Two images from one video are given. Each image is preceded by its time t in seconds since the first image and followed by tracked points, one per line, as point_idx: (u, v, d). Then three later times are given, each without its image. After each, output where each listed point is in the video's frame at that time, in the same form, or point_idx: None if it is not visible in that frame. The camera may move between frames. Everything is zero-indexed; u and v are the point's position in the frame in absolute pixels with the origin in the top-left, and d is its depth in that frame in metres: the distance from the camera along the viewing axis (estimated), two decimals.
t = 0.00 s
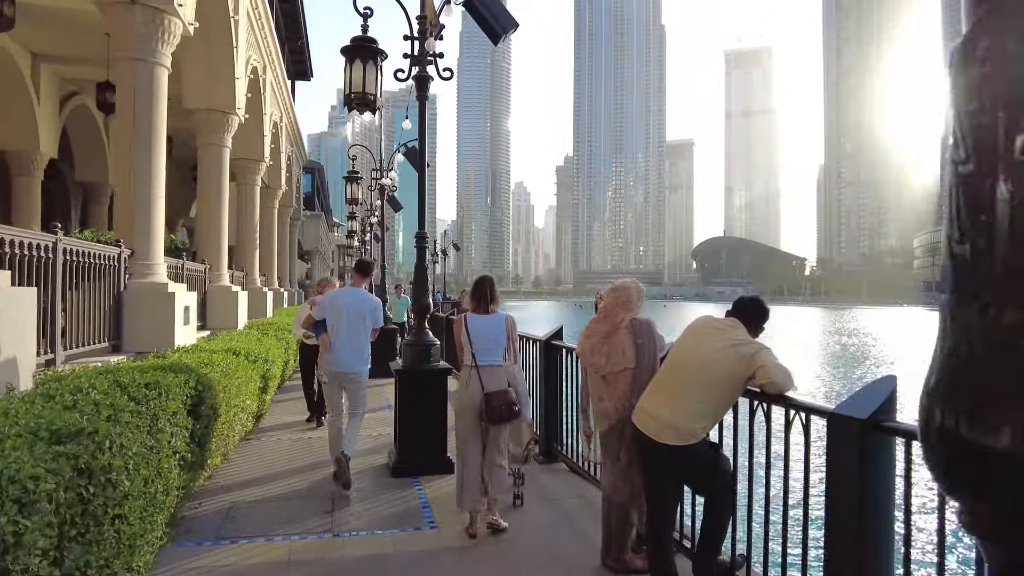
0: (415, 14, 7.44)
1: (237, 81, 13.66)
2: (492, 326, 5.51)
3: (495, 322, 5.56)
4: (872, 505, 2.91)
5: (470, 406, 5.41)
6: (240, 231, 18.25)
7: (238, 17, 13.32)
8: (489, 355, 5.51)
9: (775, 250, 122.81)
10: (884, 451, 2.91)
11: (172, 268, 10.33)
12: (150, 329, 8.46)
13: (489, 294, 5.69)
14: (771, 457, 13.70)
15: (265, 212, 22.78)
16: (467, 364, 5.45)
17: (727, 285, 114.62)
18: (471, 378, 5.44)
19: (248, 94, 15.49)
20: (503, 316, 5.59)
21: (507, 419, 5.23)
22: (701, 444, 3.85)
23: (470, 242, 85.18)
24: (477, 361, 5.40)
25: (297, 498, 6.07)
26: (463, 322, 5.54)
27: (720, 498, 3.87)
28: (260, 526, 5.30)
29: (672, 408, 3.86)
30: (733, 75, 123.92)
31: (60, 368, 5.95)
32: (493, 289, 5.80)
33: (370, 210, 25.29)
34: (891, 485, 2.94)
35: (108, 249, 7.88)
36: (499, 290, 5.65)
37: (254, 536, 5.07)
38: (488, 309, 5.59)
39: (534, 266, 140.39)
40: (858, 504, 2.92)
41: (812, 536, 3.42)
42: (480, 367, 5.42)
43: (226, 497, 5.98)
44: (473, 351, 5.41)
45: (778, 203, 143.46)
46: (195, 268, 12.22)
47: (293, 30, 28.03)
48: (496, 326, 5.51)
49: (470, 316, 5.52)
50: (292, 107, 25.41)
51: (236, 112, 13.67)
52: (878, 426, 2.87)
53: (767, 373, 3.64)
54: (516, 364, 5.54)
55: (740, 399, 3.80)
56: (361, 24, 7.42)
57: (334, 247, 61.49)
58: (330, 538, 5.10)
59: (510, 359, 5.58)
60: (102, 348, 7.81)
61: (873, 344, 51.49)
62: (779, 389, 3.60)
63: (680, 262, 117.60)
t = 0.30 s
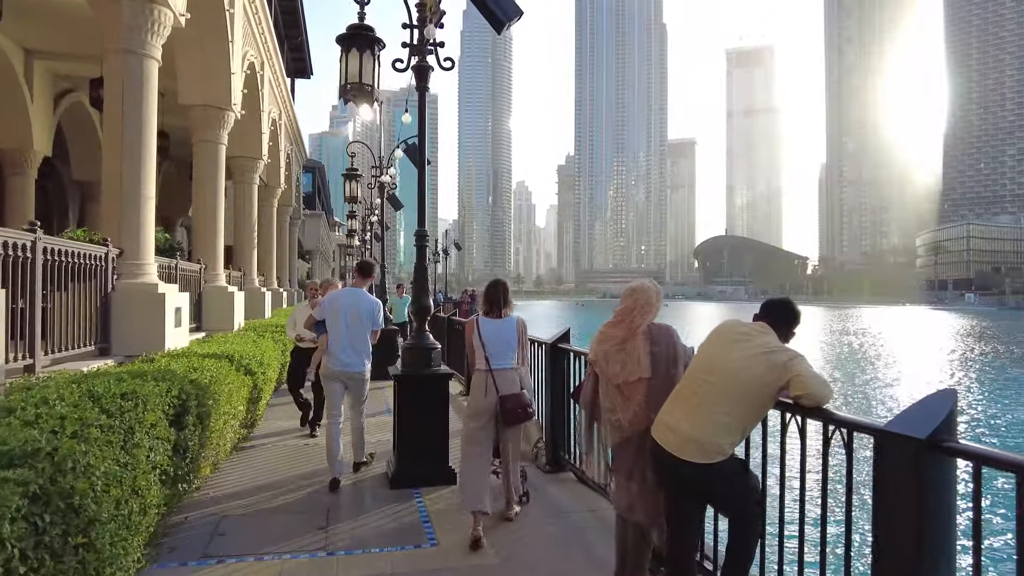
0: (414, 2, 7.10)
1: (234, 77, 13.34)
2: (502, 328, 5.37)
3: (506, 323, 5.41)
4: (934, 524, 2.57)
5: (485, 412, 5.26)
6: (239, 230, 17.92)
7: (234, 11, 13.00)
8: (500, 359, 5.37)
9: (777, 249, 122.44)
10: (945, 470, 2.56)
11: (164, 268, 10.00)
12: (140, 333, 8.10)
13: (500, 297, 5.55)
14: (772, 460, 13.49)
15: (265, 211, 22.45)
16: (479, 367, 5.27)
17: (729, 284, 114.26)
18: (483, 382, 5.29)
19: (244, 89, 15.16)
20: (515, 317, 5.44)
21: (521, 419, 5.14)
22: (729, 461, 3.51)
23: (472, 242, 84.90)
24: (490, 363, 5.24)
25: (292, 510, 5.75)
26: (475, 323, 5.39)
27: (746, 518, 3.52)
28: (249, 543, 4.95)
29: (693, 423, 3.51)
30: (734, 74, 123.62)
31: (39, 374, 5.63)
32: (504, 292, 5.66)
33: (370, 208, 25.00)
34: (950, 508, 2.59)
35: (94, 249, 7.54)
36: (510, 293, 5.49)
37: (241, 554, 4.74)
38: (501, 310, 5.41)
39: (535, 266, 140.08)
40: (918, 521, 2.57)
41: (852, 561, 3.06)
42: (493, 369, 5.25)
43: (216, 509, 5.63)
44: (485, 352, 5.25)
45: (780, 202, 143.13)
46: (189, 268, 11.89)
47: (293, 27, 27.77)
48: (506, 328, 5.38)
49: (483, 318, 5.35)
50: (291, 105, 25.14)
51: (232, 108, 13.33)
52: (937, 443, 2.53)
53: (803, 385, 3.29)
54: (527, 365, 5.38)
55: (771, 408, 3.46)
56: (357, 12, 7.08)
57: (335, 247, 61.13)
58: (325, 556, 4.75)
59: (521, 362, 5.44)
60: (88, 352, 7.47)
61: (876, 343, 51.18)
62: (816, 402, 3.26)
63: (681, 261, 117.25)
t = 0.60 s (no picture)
0: None
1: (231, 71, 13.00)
2: (516, 324, 5.54)
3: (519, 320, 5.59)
4: (1022, 546, 2.26)
5: (500, 404, 5.44)
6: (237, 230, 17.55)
7: (231, 3, 12.67)
8: (515, 353, 5.53)
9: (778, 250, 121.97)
10: None
11: (154, 265, 9.63)
12: (130, 333, 7.77)
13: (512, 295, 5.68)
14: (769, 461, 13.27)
15: (263, 209, 22.05)
16: (495, 360, 5.48)
17: (730, 285, 113.71)
18: (502, 375, 5.45)
19: (241, 85, 14.81)
20: (528, 315, 5.63)
21: (538, 414, 5.27)
22: (767, 476, 3.16)
23: (472, 241, 84.43)
24: (507, 358, 5.41)
25: (289, 522, 5.40)
26: (488, 320, 5.57)
27: (784, 535, 3.17)
28: (239, 560, 4.60)
29: (729, 435, 3.16)
30: (735, 74, 123.15)
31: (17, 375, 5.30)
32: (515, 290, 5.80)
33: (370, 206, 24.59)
34: None
35: (83, 245, 7.23)
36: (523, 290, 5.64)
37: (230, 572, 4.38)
38: (513, 307, 5.60)
39: (536, 266, 139.54)
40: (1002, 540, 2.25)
41: None
42: (510, 363, 5.44)
43: (211, 522, 5.28)
44: (502, 346, 5.43)
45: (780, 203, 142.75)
46: (184, 268, 11.58)
47: (292, 24, 27.45)
48: (520, 325, 5.55)
49: (496, 312, 5.53)
50: (291, 103, 24.81)
51: (228, 103, 12.99)
52: None
53: (854, 392, 2.95)
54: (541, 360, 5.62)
55: (816, 416, 3.10)
56: None
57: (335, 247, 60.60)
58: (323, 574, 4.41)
59: (534, 358, 5.62)
60: (75, 353, 7.15)
61: (878, 345, 50.86)
62: (870, 412, 2.90)
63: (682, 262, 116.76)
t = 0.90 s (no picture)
0: None
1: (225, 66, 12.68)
2: (513, 329, 5.46)
3: (517, 325, 5.51)
4: None
5: (497, 406, 5.35)
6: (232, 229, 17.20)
7: None
8: (512, 358, 5.46)
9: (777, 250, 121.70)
10: None
11: (142, 266, 9.31)
12: (114, 334, 7.44)
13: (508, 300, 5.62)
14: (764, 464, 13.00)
15: (258, 209, 21.70)
16: (491, 365, 5.39)
17: (728, 285, 113.35)
18: (499, 379, 5.36)
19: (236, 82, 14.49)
20: (526, 319, 5.57)
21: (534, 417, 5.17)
22: (803, 500, 2.85)
23: (471, 241, 84.04)
24: (503, 362, 5.34)
25: (280, 537, 5.08)
26: (486, 324, 5.48)
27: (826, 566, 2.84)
28: None
29: (760, 450, 2.86)
30: (734, 75, 122.94)
31: None
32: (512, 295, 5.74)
33: (367, 206, 24.24)
34: None
35: (68, 244, 6.92)
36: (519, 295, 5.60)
37: None
38: (509, 311, 5.53)
39: (534, 267, 139.09)
40: None
41: None
42: (507, 368, 5.36)
43: (195, 539, 4.98)
44: (498, 351, 5.35)
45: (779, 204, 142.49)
46: (174, 267, 11.28)
47: (290, 22, 27.17)
48: (517, 330, 5.47)
49: (494, 316, 5.47)
50: (288, 101, 24.48)
51: (223, 99, 12.68)
52: None
53: (902, 406, 2.63)
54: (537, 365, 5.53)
55: (856, 437, 2.80)
56: None
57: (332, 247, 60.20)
58: None
59: (531, 362, 5.56)
60: (57, 357, 6.82)
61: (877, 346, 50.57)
62: (922, 430, 2.59)
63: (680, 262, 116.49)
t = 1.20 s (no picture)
0: None
1: (211, 57, 12.29)
2: (502, 327, 5.31)
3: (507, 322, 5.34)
4: None
5: (486, 403, 5.21)
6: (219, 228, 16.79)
7: None
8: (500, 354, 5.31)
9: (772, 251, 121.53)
10: None
11: (122, 265, 8.94)
12: (88, 336, 7.07)
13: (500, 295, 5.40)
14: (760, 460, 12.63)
15: (248, 208, 21.26)
16: (479, 360, 5.24)
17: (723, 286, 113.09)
18: (485, 374, 5.23)
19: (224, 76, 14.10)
20: (516, 316, 5.38)
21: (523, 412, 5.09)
22: (835, 522, 2.53)
23: (465, 241, 83.50)
24: (492, 355, 5.19)
25: (259, 552, 4.74)
26: (474, 320, 5.31)
27: None
28: None
29: (783, 464, 2.55)
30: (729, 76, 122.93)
31: None
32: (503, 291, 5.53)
33: (358, 205, 23.81)
34: None
35: (40, 240, 6.57)
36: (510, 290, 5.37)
37: None
38: (500, 308, 5.34)
39: (529, 267, 138.55)
40: None
41: None
42: (495, 363, 5.22)
43: (166, 553, 4.64)
44: (487, 345, 5.20)
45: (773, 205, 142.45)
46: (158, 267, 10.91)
47: (281, 19, 26.75)
48: (507, 327, 5.31)
49: (482, 313, 5.31)
50: (279, 98, 24.06)
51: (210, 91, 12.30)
52: None
53: (946, 416, 2.33)
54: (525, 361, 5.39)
55: (894, 450, 2.47)
56: None
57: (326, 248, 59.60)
58: None
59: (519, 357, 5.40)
60: (27, 360, 6.45)
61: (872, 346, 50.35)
62: (976, 444, 2.27)
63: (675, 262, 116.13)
